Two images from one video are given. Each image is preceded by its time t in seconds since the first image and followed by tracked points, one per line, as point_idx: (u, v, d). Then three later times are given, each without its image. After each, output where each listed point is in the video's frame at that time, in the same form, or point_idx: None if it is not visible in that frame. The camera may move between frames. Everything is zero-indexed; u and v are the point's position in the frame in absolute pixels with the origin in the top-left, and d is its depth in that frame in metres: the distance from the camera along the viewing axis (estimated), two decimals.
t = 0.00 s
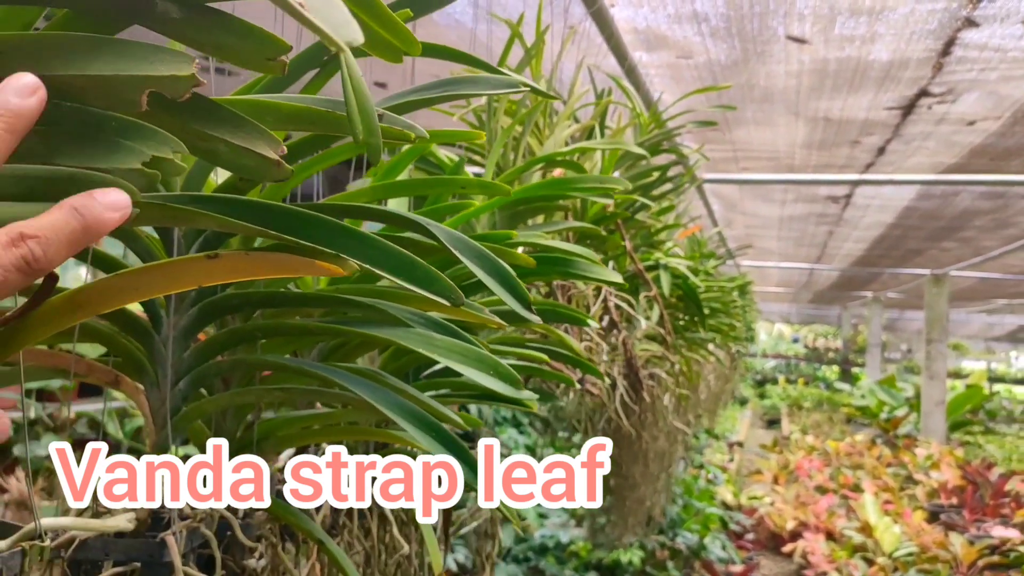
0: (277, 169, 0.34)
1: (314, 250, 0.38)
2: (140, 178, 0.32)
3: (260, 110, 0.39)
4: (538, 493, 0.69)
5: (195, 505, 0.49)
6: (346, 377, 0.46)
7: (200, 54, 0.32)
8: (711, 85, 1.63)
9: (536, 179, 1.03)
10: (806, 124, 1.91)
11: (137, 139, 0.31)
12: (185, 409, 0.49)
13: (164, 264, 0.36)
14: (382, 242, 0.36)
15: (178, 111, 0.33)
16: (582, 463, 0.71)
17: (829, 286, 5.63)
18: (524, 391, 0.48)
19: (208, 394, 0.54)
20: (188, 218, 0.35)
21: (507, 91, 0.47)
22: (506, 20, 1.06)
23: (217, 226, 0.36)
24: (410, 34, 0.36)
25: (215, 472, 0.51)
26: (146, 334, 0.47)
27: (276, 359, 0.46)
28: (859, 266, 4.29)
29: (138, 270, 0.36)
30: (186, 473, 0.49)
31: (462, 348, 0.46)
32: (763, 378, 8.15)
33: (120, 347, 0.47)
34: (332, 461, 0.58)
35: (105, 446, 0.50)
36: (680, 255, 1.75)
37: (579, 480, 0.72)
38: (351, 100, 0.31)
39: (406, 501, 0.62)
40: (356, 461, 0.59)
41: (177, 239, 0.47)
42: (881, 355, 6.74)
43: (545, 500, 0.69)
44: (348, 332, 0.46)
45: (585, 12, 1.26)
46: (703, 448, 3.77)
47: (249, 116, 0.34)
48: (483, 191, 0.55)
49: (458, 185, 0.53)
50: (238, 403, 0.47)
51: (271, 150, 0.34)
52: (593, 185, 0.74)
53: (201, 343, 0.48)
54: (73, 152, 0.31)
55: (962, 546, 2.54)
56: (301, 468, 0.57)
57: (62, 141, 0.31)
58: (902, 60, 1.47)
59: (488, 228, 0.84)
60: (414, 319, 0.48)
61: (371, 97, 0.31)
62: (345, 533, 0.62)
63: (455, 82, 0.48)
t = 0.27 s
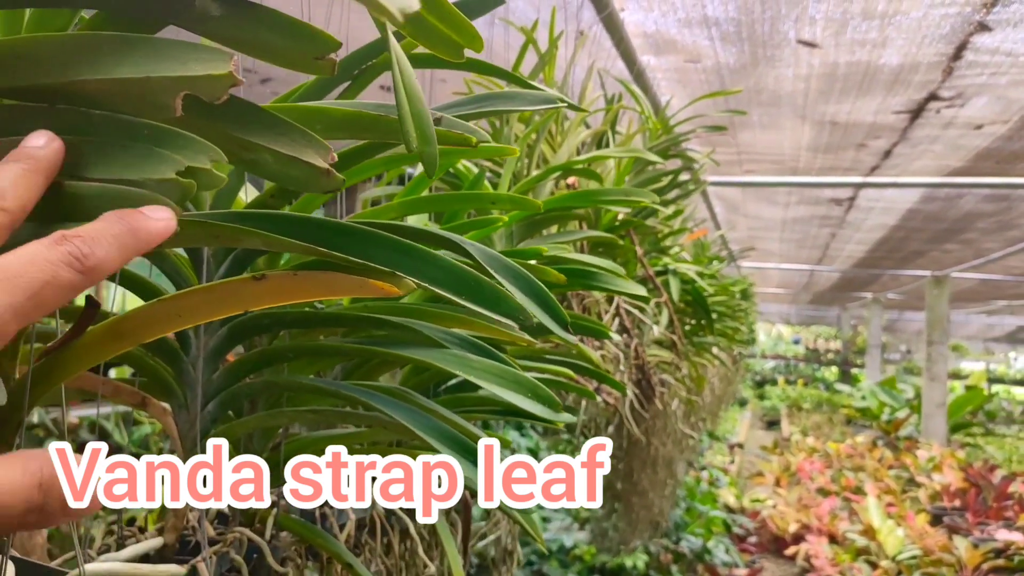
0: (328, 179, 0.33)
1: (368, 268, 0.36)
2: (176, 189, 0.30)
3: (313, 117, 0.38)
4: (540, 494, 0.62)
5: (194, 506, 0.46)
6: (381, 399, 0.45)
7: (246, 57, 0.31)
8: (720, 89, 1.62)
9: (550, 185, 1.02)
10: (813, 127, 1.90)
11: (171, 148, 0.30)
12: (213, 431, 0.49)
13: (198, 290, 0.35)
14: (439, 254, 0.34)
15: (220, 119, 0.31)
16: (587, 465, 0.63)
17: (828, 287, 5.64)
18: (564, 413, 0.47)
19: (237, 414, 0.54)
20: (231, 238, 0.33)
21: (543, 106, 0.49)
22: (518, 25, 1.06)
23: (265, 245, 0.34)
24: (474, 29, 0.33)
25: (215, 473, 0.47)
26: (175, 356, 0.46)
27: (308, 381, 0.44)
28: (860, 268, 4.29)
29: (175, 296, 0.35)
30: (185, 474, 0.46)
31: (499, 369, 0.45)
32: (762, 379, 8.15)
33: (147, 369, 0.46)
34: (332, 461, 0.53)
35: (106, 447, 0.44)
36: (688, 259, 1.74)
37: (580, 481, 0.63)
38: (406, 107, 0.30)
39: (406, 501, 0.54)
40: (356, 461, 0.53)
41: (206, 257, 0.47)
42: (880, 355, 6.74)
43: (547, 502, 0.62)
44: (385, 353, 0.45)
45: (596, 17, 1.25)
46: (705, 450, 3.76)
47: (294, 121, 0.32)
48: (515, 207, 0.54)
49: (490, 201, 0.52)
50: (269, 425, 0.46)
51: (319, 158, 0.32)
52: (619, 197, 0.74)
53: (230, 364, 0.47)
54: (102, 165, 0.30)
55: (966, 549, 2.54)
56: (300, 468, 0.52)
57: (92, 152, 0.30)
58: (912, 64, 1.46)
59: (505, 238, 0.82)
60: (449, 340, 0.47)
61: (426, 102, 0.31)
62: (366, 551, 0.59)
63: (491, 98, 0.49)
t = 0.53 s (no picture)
0: (346, 172, 0.32)
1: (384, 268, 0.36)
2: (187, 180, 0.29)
3: (331, 111, 0.38)
4: (541, 495, 0.61)
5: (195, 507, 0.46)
6: (382, 404, 0.44)
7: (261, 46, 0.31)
8: (721, 90, 1.61)
9: (551, 186, 1.02)
10: (813, 128, 1.90)
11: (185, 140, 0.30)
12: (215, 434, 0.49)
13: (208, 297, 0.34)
14: (455, 254, 0.34)
15: (235, 110, 0.31)
16: (588, 463, 0.63)
17: (827, 287, 5.64)
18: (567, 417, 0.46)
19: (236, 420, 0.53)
20: (243, 238, 0.33)
21: (546, 110, 0.49)
22: (519, 25, 1.05)
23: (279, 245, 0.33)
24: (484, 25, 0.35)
25: (215, 472, 0.47)
26: (176, 360, 0.46)
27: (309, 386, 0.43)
28: (859, 268, 4.29)
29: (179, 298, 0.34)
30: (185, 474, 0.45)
31: (502, 374, 0.45)
32: (761, 379, 8.15)
33: (148, 373, 0.45)
34: (332, 461, 0.53)
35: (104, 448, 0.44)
36: (689, 260, 1.74)
37: (580, 481, 0.63)
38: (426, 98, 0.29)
39: (406, 501, 0.52)
40: (356, 461, 0.52)
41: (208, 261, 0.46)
42: (879, 356, 6.75)
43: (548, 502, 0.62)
44: (387, 358, 0.44)
45: (597, 18, 1.25)
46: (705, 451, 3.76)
47: (310, 113, 0.32)
48: (517, 211, 0.54)
49: (492, 204, 0.52)
50: (271, 429, 0.46)
51: (338, 149, 0.32)
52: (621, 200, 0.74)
53: (231, 368, 0.46)
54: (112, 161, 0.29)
55: (966, 549, 2.53)
56: (300, 468, 0.52)
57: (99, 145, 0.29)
58: (913, 66, 1.46)
59: (507, 240, 0.82)
60: (450, 344, 0.47)
61: (446, 89, 0.30)
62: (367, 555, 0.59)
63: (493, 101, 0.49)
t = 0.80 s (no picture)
0: (355, 188, 0.32)
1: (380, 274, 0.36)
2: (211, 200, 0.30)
3: (327, 123, 0.38)
4: (540, 495, 0.62)
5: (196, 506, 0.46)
6: (375, 406, 0.44)
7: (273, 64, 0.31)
8: (719, 91, 1.61)
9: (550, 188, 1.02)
10: (812, 128, 1.90)
11: (203, 158, 0.29)
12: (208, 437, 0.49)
13: (201, 300, 0.35)
14: (453, 263, 0.34)
15: (249, 126, 0.31)
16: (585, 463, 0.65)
17: (827, 288, 5.64)
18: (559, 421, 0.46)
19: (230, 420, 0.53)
20: (244, 245, 0.33)
21: (541, 112, 0.49)
22: (517, 27, 1.05)
23: (279, 252, 0.33)
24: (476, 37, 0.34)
25: (215, 472, 0.47)
26: (171, 364, 0.46)
27: (302, 387, 0.44)
28: (859, 268, 4.29)
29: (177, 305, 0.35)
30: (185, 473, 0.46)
31: (494, 376, 0.45)
32: (761, 379, 8.15)
33: (144, 377, 0.45)
34: (332, 461, 0.54)
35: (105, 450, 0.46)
36: (687, 261, 1.74)
37: (579, 482, 0.65)
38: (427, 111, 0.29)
39: (406, 501, 0.54)
40: (356, 461, 0.54)
41: (201, 266, 0.46)
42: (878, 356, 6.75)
43: (547, 503, 0.62)
44: (380, 361, 0.44)
45: (595, 19, 1.24)
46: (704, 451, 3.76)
47: (320, 130, 0.32)
48: (512, 213, 0.54)
49: (487, 206, 0.52)
50: (264, 433, 0.46)
51: (345, 166, 0.32)
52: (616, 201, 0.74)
53: (227, 370, 0.46)
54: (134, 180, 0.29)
55: (965, 550, 2.54)
56: (300, 468, 0.53)
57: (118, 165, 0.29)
58: (912, 67, 1.46)
59: (505, 241, 0.82)
60: (444, 347, 0.47)
61: (445, 102, 0.30)
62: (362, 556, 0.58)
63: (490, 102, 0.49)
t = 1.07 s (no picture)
0: (333, 192, 0.32)
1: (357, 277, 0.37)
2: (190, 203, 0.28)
3: (306, 130, 0.38)
4: (539, 494, 0.62)
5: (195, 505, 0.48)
6: (366, 405, 0.44)
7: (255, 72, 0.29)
8: (718, 90, 1.61)
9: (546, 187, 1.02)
10: (811, 128, 1.90)
11: (185, 163, 0.29)
12: (199, 435, 0.48)
13: (184, 296, 0.35)
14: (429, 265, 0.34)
15: (229, 132, 0.30)
16: (584, 463, 0.65)
17: (826, 287, 5.64)
18: (552, 420, 0.45)
19: (222, 419, 0.53)
20: (227, 247, 0.33)
21: (535, 107, 0.49)
22: (514, 25, 1.05)
23: (260, 254, 0.33)
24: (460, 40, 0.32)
25: (215, 473, 0.48)
26: (159, 359, 0.45)
27: (293, 386, 0.43)
28: (858, 268, 4.29)
29: (163, 300, 0.35)
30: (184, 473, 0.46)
31: (486, 374, 0.44)
32: (761, 379, 8.15)
33: (131, 372, 0.45)
34: (331, 461, 0.53)
35: (105, 448, 0.51)
36: (686, 260, 1.74)
37: (579, 481, 0.64)
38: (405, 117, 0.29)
39: (406, 501, 0.56)
40: (356, 461, 0.55)
41: (191, 263, 0.46)
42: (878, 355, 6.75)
43: (546, 503, 0.62)
44: (371, 359, 0.44)
45: (592, 18, 1.24)
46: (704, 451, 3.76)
47: (299, 136, 0.32)
48: (506, 210, 0.53)
49: (479, 203, 0.51)
50: (252, 431, 0.45)
51: (324, 172, 0.32)
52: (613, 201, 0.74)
53: (216, 367, 0.46)
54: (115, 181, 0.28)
55: (964, 550, 2.54)
56: (300, 468, 0.53)
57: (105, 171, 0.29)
58: (910, 66, 1.46)
59: (501, 240, 0.82)
60: (436, 345, 0.47)
61: (421, 107, 0.30)
62: (357, 556, 0.58)
63: (484, 99, 0.49)
